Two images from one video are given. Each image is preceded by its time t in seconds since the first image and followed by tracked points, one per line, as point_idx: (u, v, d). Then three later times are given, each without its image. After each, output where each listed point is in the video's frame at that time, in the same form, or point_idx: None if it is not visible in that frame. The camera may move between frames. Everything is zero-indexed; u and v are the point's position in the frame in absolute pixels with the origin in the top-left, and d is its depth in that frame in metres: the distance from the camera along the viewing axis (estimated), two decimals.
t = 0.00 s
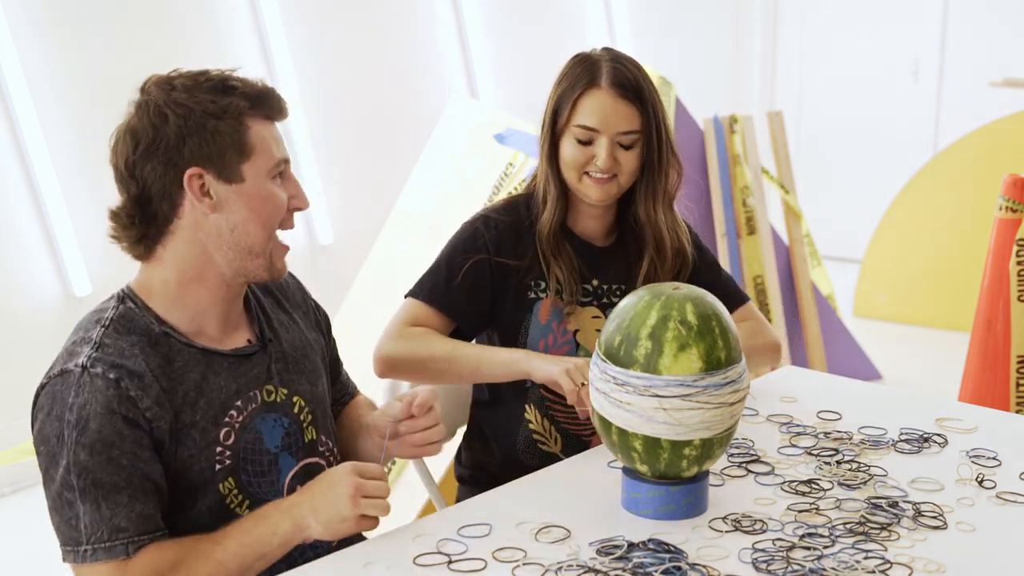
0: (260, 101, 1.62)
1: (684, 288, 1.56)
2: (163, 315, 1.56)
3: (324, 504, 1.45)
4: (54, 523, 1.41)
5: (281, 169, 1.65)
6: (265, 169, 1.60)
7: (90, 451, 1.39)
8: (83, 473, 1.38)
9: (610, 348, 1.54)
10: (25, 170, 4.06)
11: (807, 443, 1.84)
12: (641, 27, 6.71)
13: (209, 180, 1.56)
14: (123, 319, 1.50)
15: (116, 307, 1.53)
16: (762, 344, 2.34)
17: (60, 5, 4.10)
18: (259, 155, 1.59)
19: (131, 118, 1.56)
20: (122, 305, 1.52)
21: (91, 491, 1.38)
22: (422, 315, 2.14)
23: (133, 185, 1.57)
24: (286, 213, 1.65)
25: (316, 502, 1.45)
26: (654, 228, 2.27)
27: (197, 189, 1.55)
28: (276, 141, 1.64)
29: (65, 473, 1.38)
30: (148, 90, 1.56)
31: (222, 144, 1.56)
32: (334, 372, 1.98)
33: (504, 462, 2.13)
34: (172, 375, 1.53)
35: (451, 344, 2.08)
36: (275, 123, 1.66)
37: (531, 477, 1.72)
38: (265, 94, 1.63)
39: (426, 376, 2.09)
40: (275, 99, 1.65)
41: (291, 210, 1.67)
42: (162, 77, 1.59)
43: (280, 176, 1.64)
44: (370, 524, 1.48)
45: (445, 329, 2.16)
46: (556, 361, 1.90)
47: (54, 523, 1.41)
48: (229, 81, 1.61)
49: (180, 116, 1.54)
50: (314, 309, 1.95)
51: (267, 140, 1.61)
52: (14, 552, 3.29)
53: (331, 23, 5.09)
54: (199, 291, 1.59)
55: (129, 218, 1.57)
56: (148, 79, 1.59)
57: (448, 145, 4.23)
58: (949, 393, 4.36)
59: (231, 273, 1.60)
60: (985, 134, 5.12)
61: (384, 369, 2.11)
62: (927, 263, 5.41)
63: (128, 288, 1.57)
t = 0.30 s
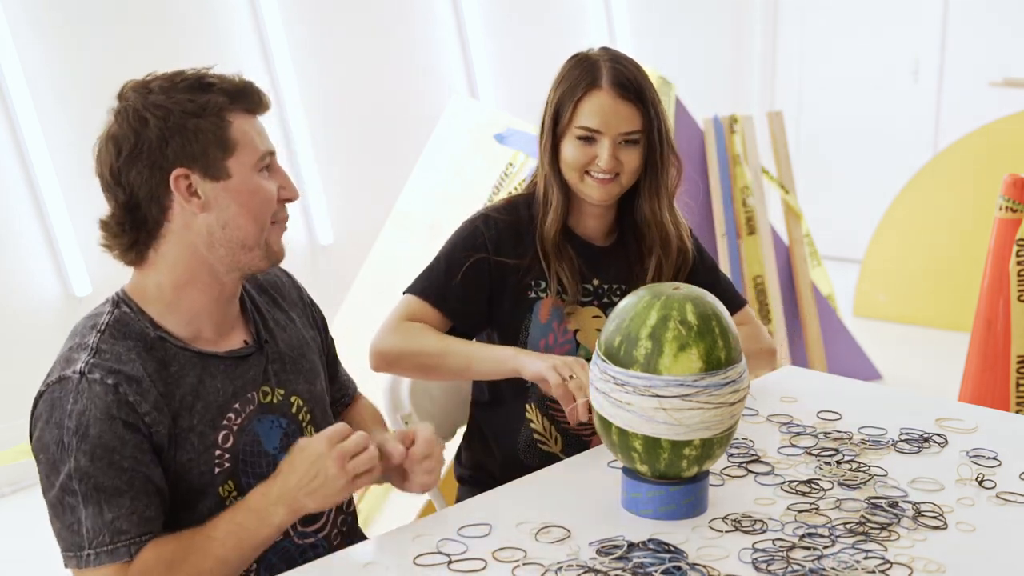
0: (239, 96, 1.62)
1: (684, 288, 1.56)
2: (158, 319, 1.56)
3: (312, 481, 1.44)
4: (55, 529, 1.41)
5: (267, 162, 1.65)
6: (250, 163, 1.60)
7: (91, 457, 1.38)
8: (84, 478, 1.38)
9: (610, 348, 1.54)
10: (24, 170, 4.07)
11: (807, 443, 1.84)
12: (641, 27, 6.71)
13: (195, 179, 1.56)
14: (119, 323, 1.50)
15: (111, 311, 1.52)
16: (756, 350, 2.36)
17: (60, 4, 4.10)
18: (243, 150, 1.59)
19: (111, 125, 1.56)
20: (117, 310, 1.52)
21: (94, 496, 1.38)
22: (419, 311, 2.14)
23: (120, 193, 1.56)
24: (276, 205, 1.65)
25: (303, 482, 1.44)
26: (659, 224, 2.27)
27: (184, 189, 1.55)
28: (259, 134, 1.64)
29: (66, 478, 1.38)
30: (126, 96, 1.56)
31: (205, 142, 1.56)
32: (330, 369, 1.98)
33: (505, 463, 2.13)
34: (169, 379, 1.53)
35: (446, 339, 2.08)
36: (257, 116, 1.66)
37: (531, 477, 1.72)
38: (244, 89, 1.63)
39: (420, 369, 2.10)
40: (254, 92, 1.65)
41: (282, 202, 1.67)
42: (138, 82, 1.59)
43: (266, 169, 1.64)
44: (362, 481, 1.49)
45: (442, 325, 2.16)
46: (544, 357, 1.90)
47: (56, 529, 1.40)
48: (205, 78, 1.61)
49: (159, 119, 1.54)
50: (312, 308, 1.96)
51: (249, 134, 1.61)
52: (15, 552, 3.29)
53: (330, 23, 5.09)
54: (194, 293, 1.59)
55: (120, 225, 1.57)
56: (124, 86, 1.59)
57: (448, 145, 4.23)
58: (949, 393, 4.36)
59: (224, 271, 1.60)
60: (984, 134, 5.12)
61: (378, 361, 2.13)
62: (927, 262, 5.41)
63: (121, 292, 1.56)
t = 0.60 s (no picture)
0: (227, 94, 1.63)
1: (684, 287, 1.56)
2: (156, 321, 1.55)
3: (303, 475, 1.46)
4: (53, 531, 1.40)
5: (258, 159, 1.66)
6: (242, 160, 1.62)
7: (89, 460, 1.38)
8: (82, 480, 1.37)
9: (610, 348, 1.54)
10: (25, 170, 4.06)
11: (807, 443, 1.84)
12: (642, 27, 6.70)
13: (189, 179, 1.56)
14: (118, 325, 1.49)
15: (110, 313, 1.52)
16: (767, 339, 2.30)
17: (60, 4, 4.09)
18: (235, 148, 1.61)
19: (101, 131, 1.56)
20: (116, 312, 1.51)
21: (92, 499, 1.38)
22: (417, 303, 2.12)
23: (114, 197, 1.56)
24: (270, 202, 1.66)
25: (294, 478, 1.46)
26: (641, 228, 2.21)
27: (179, 190, 1.56)
28: (249, 131, 1.65)
29: (63, 480, 1.38)
30: (113, 100, 1.56)
31: (196, 142, 1.56)
32: (330, 368, 1.99)
33: (505, 463, 2.13)
34: (165, 381, 1.52)
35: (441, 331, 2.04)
36: (246, 114, 1.67)
37: (532, 477, 1.72)
38: (231, 86, 1.64)
39: (415, 359, 2.05)
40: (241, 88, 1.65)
41: (277, 199, 1.69)
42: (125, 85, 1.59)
43: (258, 166, 1.66)
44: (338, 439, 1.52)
45: (442, 320, 2.14)
46: (534, 344, 1.83)
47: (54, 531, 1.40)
48: (192, 77, 1.61)
49: (147, 121, 1.54)
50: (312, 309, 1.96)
51: (240, 132, 1.62)
52: (14, 552, 3.28)
53: (330, 23, 5.08)
54: (193, 293, 1.59)
55: (115, 231, 1.56)
56: (111, 90, 1.58)
57: (448, 146, 4.23)
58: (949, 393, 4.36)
59: (223, 269, 1.60)
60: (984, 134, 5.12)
61: (375, 355, 2.08)
62: (927, 262, 5.41)
63: (119, 294, 1.56)
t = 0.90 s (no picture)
0: (229, 95, 1.63)
1: (684, 288, 1.56)
2: (156, 320, 1.55)
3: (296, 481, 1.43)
4: (59, 533, 1.40)
5: (260, 160, 1.66)
6: (243, 160, 1.62)
7: (92, 462, 1.38)
8: (86, 482, 1.37)
9: (610, 348, 1.54)
10: (25, 170, 4.06)
11: (807, 443, 1.84)
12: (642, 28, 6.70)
13: (191, 179, 1.56)
14: (118, 324, 1.49)
15: (110, 313, 1.52)
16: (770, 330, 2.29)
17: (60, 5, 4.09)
18: (237, 148, 1.61)
19: (102, 132, 1.56)
20: (116, 312, 1.51)
21: (97, 501, 1.38)
22: (419, 300, 2.12)
23: (115, 197, 1.56)
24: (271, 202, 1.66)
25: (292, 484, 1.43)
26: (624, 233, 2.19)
27: (181, 189, 1.56)
28: (252, 133, 1.65)
29: (68, 482, 1.38)
30: (115, 100, 1.56)
31: (198, 142, 1.56)
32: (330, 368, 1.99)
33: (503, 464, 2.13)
34: (165, 380, 1.52)
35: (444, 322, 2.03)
36: (247, 114, 1.67)
37: (533, 477, 1.72)
38: (232, 86, 1.64)
39: (417, 353, 2.06)
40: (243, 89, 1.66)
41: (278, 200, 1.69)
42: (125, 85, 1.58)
43: (259, 166, 1.66)
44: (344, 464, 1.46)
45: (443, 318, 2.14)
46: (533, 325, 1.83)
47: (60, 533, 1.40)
48: (193, 78, 1.61)
49: (150, 122, 1.54)
50: (312, 309, 1.96)
51: (241, 132, 1.63)
52: (13, 552, 3.29)
53: (330, 22, 5.08)
54: (195, 293, 1.59)
55: (114, 231, 1.55)
56: (111, 90, 1.58)
57: (447, 146, 4.22)
58: (949, 393, 4.36)
59: (225, 268, 1.60)
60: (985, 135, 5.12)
61: (378, 352, 2.10)
62: (927, 262, 5.41)
63: (119, 294, 1.56)
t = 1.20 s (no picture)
0: (226, 92, 1.63)
1: (684, 288, 1.56)
2: (159, 319, 1.55)
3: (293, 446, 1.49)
4: (59, 530, 1.40)
5: (258, 157, 1.66)
6: (242, 156, 1.62)
7: (93, 458, 1.38)
8: (86, 478, 1.37)
9: (610, 348, 1.55)
10: (25, 170, 4.06)
11: (807, 443, 1.84)
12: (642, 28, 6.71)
13: (191, 176, 1.56)
14: (121, 322, 1.49)
15: (112, 311, 1.52)
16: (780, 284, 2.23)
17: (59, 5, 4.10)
18: (235, 144, 1.61)
19: (100, 133, 1.55)
20: (118, 310, 1.51)
21: (97, 496, 1.38)
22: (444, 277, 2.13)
23: (116, 198, 1.55)
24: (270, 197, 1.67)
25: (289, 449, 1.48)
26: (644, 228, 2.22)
27: (182, 187, 1.56)
28: (250, 130, 1.66)
29: (68, 478, 1.38)
30: (111, 100, 1.55)
31: (197, 139, 1.56)
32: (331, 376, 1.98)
33: (502, 463, 2.13)
34: (167, 379, 1.52)
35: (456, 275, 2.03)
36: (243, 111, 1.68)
37: (534, 477, 1.72)
38: (227, 83, 1.64)
39: (437, 313, 2.05)
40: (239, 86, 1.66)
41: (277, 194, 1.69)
42: (121, 86, 1.58)
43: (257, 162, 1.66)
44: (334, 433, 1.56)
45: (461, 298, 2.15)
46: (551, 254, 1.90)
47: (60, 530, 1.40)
48: (189, 76, 1.61)
49: (148, 122, 1.54)
50: (315, 314, 1.96)
51: (239, 129, 1.63)
52: (14, 552, 3.29)
53: (330, 22, 5.08)
54: (197, 292, 1.59)
55: (115, 232, 1.55)
56: (108, 91, 1.57)
57: (447, 146, 4.22)
58: (949, 393, 4.37)
59: (227, 265, 1.60)
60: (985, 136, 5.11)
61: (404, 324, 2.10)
62: (927, 262, 5.41)
63: (121, 294, 1.56)
